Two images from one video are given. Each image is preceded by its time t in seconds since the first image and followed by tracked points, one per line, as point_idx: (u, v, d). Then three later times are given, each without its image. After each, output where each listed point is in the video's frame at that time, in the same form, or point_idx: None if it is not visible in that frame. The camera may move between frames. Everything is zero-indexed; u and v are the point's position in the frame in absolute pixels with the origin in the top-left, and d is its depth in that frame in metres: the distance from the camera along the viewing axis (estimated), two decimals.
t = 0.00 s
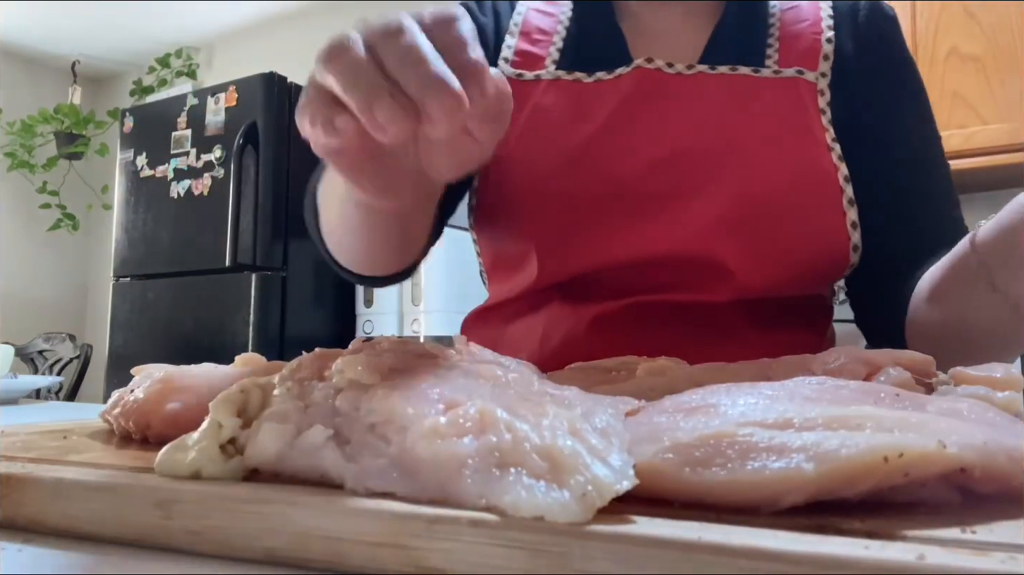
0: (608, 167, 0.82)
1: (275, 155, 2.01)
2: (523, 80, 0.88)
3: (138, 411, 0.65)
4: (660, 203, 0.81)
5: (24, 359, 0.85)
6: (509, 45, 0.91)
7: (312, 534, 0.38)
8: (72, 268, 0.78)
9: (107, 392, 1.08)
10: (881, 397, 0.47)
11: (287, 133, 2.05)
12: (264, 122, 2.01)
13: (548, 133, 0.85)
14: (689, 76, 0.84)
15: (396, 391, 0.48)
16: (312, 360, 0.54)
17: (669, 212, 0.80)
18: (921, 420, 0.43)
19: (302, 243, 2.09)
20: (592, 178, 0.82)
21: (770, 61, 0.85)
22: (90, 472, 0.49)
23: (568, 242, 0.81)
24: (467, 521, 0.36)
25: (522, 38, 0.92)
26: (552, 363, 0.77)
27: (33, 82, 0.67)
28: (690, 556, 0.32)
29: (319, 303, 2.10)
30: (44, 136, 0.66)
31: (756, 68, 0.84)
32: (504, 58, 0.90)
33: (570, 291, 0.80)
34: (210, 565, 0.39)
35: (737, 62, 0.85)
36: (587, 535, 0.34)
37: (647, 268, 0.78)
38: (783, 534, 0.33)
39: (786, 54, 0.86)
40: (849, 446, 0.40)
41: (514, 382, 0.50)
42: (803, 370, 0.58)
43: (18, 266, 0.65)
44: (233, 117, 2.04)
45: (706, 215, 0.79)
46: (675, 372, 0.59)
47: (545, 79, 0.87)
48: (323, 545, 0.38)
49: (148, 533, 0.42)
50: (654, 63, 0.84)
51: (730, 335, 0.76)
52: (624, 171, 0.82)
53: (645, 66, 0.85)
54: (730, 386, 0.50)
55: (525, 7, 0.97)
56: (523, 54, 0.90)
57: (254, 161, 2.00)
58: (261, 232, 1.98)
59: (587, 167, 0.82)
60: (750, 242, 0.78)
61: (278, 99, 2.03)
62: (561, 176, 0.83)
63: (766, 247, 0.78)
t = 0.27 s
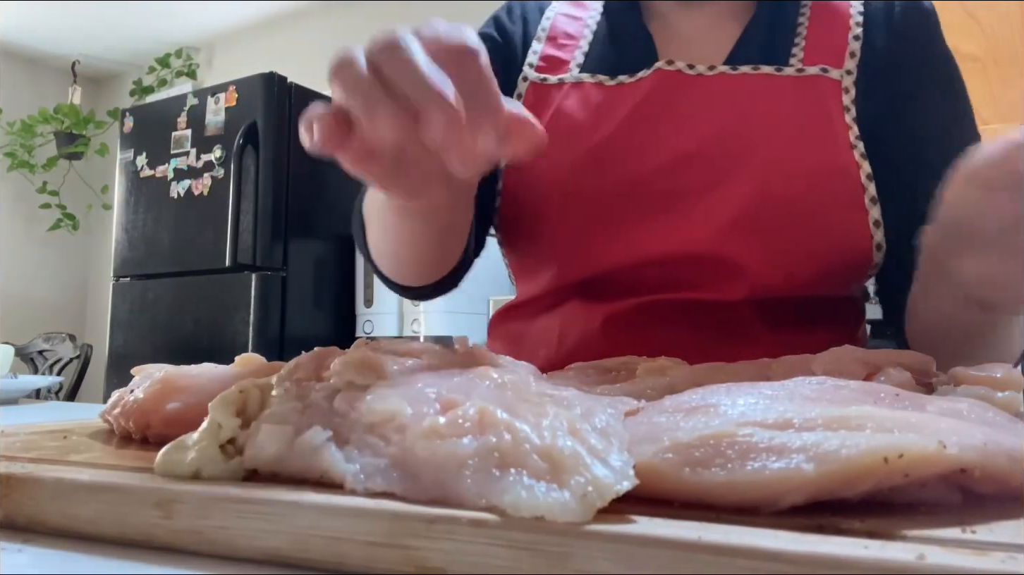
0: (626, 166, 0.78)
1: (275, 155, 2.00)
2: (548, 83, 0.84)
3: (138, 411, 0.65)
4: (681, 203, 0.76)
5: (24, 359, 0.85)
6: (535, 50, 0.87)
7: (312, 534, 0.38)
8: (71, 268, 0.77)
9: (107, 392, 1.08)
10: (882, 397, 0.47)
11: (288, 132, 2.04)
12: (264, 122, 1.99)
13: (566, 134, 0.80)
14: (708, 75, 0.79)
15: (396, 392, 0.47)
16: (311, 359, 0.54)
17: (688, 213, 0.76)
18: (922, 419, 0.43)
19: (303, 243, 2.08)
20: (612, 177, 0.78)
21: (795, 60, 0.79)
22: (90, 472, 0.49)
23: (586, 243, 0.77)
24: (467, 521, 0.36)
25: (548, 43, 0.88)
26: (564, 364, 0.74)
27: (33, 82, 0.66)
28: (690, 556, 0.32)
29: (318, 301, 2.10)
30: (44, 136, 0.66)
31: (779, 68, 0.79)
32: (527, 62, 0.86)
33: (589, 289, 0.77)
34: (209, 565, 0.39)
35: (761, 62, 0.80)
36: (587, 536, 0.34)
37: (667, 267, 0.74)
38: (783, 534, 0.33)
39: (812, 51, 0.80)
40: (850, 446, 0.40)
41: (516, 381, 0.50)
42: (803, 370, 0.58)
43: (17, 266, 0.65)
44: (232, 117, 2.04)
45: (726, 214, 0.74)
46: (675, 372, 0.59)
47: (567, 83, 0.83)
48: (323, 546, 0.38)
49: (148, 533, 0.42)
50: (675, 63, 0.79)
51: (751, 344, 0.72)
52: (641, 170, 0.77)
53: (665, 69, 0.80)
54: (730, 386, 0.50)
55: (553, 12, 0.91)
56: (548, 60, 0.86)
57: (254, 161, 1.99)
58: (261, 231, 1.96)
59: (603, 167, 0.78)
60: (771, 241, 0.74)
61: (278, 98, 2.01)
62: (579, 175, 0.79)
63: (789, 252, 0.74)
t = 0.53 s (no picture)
0: (644, 164, 0.76)
1: (275, 154, 1.99)
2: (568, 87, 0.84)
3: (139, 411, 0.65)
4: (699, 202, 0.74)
5: (24, 359, 0.85)
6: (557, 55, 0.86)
7: (312, 534, 0.38)
8: (71, 268, 0.77)
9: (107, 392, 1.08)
10: (881, 397, 0.47)
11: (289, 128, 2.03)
12: (264, 122, 1.99)
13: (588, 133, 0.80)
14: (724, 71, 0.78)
15: (396, 393, 0.47)
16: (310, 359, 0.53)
17: (706, 208, 0.74)
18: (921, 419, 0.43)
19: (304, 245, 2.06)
20: (629, 177, 0.76)
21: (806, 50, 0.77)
22: (90, 472, 0.49)
23: (604, 239, 0.76)
24: (467, 520, 0.36)
25: (569, 47, 0.87)
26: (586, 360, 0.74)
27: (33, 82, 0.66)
28: (690, 556, 0.32)
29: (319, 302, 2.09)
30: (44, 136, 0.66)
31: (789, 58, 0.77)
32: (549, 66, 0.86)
33: (612, 286, 0.76)
34: (209, 565, 0.39)
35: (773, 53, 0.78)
36: (587, 536, 0.34)
37: (685, 262, 0.72)
38: (783, 533, 0.33)
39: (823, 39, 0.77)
40: (850, 446, 0.40)
41: (514, 380, 0.49)
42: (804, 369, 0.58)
43: (17, 267, 0.65)
44: (232, 117, 2.03)
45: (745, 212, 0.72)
46: (676, 372, 0.59)
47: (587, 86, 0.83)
48: (323, 545, 0.38)
49: (148, 533, 0.42)
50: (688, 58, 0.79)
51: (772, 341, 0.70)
52: (659, 169, 0.76)
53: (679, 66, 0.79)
54: (731, 385, 0.50)
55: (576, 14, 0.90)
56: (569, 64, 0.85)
57: (254, 161, 1.98)
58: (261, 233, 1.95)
59: (621, 165, 0.77)
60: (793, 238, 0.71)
61: (278, 99, 2.01)
62: (597, 176, 0.78)
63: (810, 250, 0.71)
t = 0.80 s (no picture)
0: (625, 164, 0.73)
1: (275, 156, 2.02)
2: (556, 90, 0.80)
3: (139, 411, 0.65)
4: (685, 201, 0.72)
5: (24, 359, 0.85)
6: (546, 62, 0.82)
7: (312, 533, 0.38)
8: (71, 268, 0.77)
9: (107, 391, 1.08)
10: (881, 396, 0.47)
11: (289, 128, 2.08)
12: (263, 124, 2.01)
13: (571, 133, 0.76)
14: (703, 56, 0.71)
15: (396, 393, 0.47)
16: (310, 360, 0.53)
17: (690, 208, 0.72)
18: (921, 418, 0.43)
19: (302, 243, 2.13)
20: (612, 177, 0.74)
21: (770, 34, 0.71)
22: (90, 472, 0.49)
23: (596, 241, 0.76)
24: (467, 520, 0.36)
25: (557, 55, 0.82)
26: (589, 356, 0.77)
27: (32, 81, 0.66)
28: (690, 556, 0.32)
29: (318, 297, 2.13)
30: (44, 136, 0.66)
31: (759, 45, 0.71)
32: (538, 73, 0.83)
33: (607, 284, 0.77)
34: (210, 565, 0.39)
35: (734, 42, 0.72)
36: (587, 535, 0.34)
37: (681, 262, 0.72)
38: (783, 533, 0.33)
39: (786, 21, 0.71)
40: (850, 446, 0.40)
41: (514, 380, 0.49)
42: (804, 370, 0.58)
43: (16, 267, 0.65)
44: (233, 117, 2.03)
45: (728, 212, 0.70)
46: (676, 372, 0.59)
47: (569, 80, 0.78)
48: (323, 545, 0.38)
49: (148, 533, 0.42)
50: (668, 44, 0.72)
51: (768, 337, 0.71)
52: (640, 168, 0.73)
53: (661, 61, 0.67)
54: (731, 385, 0.50)
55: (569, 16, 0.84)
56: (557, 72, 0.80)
57: (253, 161, 2.01)
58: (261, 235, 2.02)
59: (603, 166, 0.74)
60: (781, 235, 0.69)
61: (278, 100, 2.03)
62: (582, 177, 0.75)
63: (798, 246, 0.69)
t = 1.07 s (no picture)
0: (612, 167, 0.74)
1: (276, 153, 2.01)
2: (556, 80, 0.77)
3: (139, 411, 0.65)
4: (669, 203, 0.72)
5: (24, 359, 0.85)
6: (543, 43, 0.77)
7: (313, 533, 0.38)
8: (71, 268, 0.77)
9: (107, 391, 1.08)
10: (880, 397, 0.47)
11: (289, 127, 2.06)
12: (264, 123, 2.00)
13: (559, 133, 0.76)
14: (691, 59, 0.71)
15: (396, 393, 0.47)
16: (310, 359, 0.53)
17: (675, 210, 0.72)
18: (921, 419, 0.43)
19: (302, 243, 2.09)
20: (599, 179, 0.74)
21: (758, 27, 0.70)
22: (90, 472, 0.49)
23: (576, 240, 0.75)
24: (467, 520, 0.36)
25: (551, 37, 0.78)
26: (577, 359, 0.75)
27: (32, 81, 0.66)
28: (691, 555, 0.32)
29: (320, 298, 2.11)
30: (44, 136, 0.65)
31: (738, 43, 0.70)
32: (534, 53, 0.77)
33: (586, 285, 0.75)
34: (210, 564, 0.39)
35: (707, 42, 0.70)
36: (587, 535, 0.34)
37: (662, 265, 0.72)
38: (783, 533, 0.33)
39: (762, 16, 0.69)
40: (850, 446, 0.40)
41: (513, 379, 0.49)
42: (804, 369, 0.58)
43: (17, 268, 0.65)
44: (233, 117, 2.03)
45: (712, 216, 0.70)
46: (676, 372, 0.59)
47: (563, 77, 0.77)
48: (324, 545, 0.38)
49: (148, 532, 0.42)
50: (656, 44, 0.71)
51: (751, 339, 0.69)
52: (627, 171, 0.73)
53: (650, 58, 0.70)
54: (731, 385, 0.50)
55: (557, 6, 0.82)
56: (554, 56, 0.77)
57: (254, 161, 1.99)
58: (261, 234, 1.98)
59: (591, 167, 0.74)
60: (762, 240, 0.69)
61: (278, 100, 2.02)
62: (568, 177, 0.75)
63: (791, 244, 0.69)
